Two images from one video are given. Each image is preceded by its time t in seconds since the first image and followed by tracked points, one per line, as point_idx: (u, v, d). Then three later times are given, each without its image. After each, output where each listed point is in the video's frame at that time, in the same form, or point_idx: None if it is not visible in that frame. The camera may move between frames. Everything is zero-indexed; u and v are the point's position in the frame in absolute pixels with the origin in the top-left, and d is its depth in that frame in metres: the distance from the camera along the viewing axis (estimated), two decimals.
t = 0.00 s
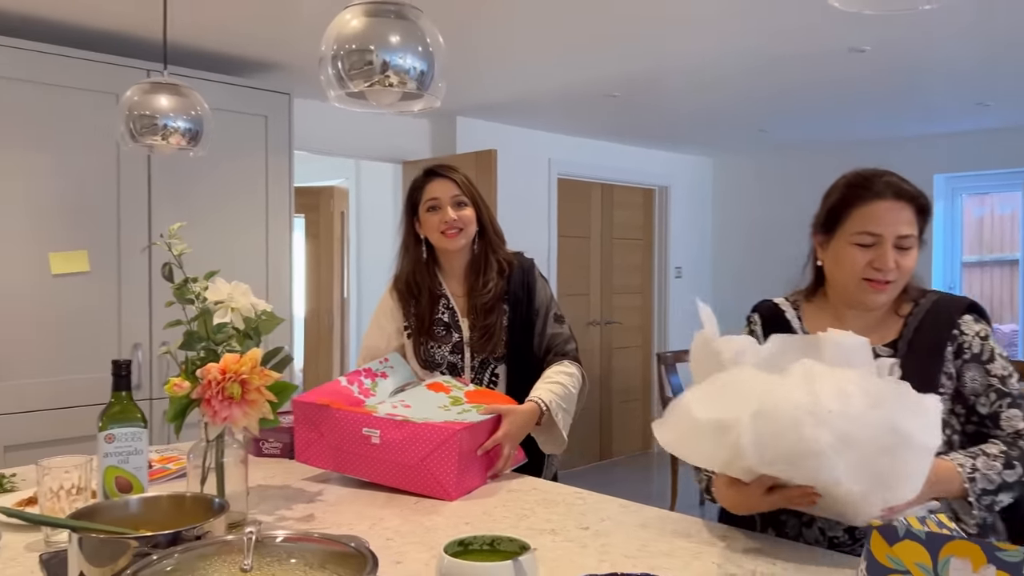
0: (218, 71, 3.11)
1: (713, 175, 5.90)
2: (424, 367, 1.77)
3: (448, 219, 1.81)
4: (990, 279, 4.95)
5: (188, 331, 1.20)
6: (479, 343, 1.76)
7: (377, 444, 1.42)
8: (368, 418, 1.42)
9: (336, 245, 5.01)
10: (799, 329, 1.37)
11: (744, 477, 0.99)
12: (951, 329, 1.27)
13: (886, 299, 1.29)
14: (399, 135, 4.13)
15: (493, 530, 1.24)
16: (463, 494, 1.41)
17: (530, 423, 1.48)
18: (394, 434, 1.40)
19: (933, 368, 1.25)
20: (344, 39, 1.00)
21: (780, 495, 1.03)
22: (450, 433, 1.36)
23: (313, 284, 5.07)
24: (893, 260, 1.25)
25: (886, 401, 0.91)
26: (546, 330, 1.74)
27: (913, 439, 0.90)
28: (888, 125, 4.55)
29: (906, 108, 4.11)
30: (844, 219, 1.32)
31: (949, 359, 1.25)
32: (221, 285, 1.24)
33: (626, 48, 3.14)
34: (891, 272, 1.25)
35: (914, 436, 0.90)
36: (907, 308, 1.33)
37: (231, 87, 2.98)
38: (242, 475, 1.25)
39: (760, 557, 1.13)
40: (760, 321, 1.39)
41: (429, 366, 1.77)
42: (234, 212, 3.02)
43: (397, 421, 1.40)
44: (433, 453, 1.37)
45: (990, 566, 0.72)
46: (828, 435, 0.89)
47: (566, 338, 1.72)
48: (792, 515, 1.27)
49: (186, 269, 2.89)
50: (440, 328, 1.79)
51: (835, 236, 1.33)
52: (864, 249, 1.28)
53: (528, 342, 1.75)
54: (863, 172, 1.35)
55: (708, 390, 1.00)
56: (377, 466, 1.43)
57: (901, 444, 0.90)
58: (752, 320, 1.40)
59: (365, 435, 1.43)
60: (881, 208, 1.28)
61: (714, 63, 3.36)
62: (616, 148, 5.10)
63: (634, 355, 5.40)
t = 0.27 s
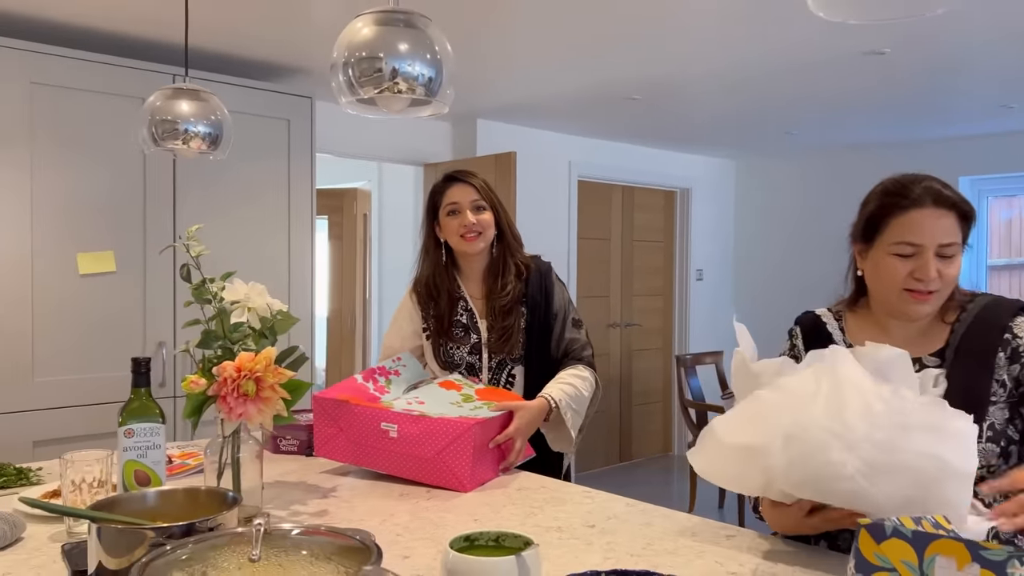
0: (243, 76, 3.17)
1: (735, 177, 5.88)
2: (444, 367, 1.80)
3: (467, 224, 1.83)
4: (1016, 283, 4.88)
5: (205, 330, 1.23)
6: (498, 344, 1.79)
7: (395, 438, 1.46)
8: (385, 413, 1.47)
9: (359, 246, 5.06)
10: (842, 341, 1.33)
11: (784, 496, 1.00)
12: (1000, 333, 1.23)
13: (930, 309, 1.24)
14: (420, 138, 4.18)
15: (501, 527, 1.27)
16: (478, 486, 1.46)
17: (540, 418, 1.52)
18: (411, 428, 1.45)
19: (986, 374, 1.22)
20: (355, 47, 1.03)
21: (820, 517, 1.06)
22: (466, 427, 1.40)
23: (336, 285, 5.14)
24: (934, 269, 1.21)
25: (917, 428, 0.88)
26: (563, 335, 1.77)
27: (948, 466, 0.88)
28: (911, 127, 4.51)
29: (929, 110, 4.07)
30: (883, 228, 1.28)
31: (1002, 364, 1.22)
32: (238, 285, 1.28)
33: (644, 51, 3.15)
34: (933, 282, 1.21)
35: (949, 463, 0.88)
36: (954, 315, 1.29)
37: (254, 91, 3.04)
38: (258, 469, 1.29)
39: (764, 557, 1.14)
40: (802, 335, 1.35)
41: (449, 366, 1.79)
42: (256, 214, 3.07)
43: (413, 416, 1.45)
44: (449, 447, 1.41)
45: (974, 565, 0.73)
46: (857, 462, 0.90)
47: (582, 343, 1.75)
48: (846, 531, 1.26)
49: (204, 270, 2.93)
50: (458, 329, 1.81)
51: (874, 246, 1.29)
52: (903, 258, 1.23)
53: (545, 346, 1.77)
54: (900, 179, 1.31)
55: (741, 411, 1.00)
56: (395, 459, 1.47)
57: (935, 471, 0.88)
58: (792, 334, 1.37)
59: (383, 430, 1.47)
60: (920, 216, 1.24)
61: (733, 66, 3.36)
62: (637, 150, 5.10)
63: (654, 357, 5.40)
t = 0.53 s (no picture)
0: (258, 78, 3.20)
1: (752, 178, 5.86)
2: (455, 368, 1.80)
3: (478, 228, 1.84)
4: None
5: (214, 330, 1.25)
6: (509, 346, 1.80)
7: (404, 437, 1.48)
8: (395, 412, 1.48)
9: (375, 247, 5.09)
10: (866, 344, 1.33)
11: (802, 510, 1.00)
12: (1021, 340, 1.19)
13: (956, 314, 1.22)
14: (434, 139, 4.20)
15: (505, 527, 1.27)
16: (486, 486, 1.47)
17: (544, 425, 1.55)
18: (421, 427, 1.46)
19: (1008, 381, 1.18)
20: (360, 51, 1.05)
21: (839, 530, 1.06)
22: (474, 427, 1.41)
23: (352, 285, 5.17)
24: (959, 273, 1.19)
25: (946, 459, 0.88)
26: (570, 339, 1.79)
27: (975, 497, 0.88)
28: (928, 128, 4.47)
29: (947, 111, 4.03)
30: (906, 232, 1.26)
31: None
32: (248, 286, 1.30)
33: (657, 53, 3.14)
34: (958, 287, 1.19)
35: (974, 493, 0.88)
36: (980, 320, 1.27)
37: (268, 93, 3.06)
38: (266, 468, 1.31)
39: (768, 560, 1.14)
40: (826, 335, 1.35)
41: (460, 367, 1.80)
42: (270, 215, 3.10)
43: (423, 416, 1.46)
44: (457, 446, 1.43)
45: (966, 568, 0.74)
46: (882, 490, 0.89)
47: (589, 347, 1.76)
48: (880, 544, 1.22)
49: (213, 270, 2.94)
50: (469, 331, 1.82)
51: (898, 250, 1.27)
52: (928, 263, 1.22)
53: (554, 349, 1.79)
54: (924, 181, 1.30)
55: (762, 427, 0.98)
56: (404, 458, 1.48)
57: (960, 501, 0.88)
58: (816, 336, 1.37)
59: (393, 429, 1.48)
60: (944, 219, 1.22)
61: (747, 68, 3.34)
62: (653, 151, 5.09)
63: (669, 359, 5.38)
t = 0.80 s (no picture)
0: (265, 79, 3.21)
1: (762, 178, 5.83)
2: (458, 365, 1.80)
3: (481, 226, 1.83)
4: None
5: (214, 329, 1.25)
6: (512, 344, 1.79)
7: (407, 436, 1.47)
8: (398, 411, 1.48)
9: (383, 246, 5.10)
10: (866, 340, 1.30)
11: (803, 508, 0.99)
12: None
13: (956, 313, 1.21)
14: (442, 139, 4.19)
15: (505, 528, 1.27)
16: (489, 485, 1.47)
17: (548, 425, 1.55)
18: (423, 426, 1.45)
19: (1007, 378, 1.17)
20: (358, 49, 1.04)
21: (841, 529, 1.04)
22: (476, 426, 1.41)
23: (360, 285, 5.18)
24: (958, 272, 1.17)
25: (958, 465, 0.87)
26: (571, 337, 1.78)
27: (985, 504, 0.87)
28: (938, 127, 4.44)
29: (959, 109, 4.00)
30: (905, 229, 1.25)
31: None
32: (248, 285, 1.30)
33: (664, 52, 3.13)
34: (958, 286, 1.17)
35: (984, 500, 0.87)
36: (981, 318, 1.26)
37: (274, 93, 3.07)
38: (266, 468, 1.30)
39: (769, 563, 1.13)
40: (825, 330, 1.32)
41: (463, 364, 1.80)
42: (277, 215, 3.10)
43: (426, 414, 1.45)
44: (460, 446, 1.42)
45: None
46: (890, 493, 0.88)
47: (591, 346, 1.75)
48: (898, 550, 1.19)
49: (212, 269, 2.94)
50: (472, 329, 1.82)
51: (897, 248, 1.26)
52: (927, 261, 1.21)
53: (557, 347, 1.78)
54: (923, 178, 1.28)
55: (766, 423, 0.97)
56: (406, 457, 1.48)
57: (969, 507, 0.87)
58: (815, 330, 1.33)
59: (395, 428, 1.48)
60: (943, 217, 1.21)
61: (755, 66, 3.32)
62: (661, 151, 5.07)
63: (678, 359, 5.37)
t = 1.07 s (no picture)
0: (263, 77, 3.19)
1: (763, 177, 5.80)
2: (455, 365, 1.77)
3: (477, 224, 1.81)
4: None
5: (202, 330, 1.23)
6: (509, 343, 1.77)
7: (401, 441, 1.44)
8: (391, 416, 1.45)
9: (383, 246, 5.08)
10: (853, 339, 1.26)
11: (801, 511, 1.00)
12: (1013, 325, 1.16)
13: (938, 308, 1.18)
14: (441, 138, 4.17)
15: (499, 531, 1.24)
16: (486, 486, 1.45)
17: (541, 423, 1.54)
18: (417, 430, 1.43)
19: (994, 365, 1.15)
20: (345, 44, 1.02)
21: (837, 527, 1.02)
22: (473, 428, 1.39)
23: (360, 284, 5.16)
24: (937, 267, 1.14)
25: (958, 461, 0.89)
26: (567, 336, 1.77)
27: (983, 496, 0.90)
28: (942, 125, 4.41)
29: (963, 108, 3.97)
30: (883, 225, 1.22)
31: (1011, 352, 1.15)
32: (238, 284, 1.28)
33: (664, 50, 3.10)
34: (938, 281, 1.14)
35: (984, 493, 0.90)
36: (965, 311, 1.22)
37: (272, 92, 3.05)
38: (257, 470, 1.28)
39: (766, 568, 1.10)
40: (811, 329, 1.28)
41: (460, 364, 1.77)
42: (274, 215, 3.08)
43: (420, 418, 1.43)
44: (457, 449, 1.40)
45: None
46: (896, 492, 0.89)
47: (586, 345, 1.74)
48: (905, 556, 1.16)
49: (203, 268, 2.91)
50: (468, 328, 1.79)
51: (876, 244, 1.23)
52: (906, 257, 1.17)
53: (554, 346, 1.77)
54: (901, 173, 1.25)
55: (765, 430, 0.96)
56: (400, 461, 1.45)
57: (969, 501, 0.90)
58: (801, 329, 1.29)
59: (389, 433, 1.45)
60: (920, 211, 1.17)
61: (756, 64, 3.30)
62: (663, 150, 5.05)
63: (679, 359, 5.34)
